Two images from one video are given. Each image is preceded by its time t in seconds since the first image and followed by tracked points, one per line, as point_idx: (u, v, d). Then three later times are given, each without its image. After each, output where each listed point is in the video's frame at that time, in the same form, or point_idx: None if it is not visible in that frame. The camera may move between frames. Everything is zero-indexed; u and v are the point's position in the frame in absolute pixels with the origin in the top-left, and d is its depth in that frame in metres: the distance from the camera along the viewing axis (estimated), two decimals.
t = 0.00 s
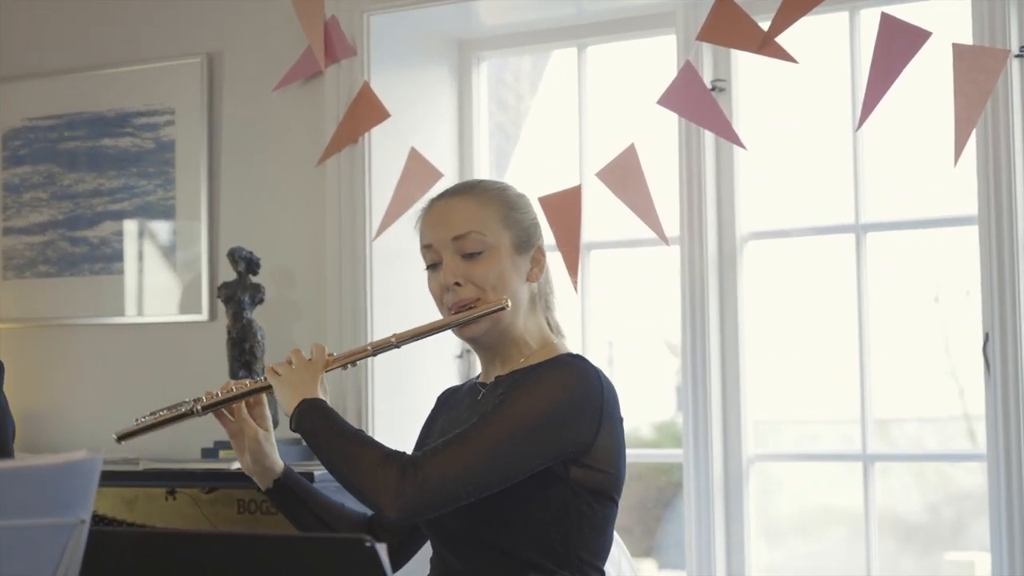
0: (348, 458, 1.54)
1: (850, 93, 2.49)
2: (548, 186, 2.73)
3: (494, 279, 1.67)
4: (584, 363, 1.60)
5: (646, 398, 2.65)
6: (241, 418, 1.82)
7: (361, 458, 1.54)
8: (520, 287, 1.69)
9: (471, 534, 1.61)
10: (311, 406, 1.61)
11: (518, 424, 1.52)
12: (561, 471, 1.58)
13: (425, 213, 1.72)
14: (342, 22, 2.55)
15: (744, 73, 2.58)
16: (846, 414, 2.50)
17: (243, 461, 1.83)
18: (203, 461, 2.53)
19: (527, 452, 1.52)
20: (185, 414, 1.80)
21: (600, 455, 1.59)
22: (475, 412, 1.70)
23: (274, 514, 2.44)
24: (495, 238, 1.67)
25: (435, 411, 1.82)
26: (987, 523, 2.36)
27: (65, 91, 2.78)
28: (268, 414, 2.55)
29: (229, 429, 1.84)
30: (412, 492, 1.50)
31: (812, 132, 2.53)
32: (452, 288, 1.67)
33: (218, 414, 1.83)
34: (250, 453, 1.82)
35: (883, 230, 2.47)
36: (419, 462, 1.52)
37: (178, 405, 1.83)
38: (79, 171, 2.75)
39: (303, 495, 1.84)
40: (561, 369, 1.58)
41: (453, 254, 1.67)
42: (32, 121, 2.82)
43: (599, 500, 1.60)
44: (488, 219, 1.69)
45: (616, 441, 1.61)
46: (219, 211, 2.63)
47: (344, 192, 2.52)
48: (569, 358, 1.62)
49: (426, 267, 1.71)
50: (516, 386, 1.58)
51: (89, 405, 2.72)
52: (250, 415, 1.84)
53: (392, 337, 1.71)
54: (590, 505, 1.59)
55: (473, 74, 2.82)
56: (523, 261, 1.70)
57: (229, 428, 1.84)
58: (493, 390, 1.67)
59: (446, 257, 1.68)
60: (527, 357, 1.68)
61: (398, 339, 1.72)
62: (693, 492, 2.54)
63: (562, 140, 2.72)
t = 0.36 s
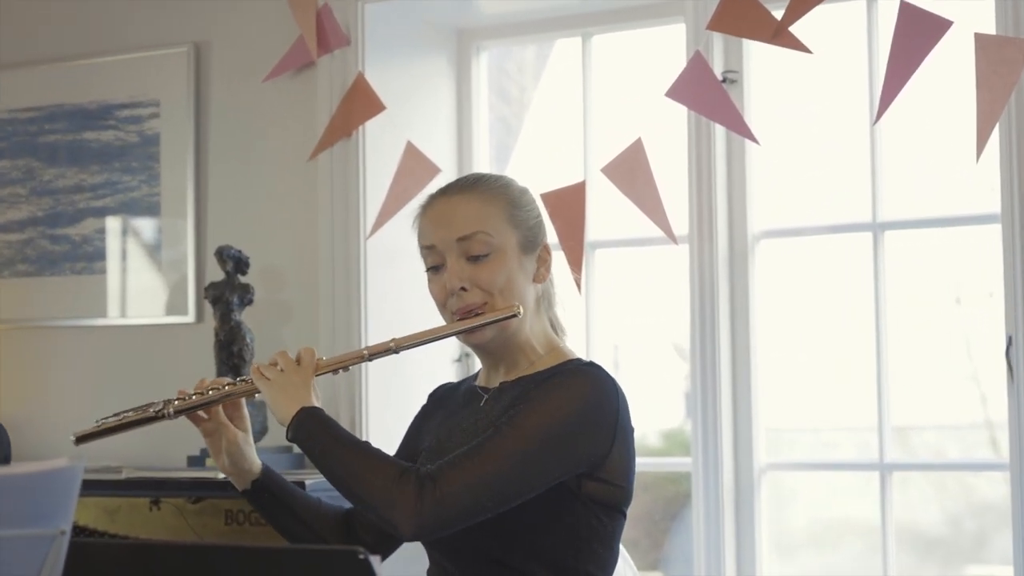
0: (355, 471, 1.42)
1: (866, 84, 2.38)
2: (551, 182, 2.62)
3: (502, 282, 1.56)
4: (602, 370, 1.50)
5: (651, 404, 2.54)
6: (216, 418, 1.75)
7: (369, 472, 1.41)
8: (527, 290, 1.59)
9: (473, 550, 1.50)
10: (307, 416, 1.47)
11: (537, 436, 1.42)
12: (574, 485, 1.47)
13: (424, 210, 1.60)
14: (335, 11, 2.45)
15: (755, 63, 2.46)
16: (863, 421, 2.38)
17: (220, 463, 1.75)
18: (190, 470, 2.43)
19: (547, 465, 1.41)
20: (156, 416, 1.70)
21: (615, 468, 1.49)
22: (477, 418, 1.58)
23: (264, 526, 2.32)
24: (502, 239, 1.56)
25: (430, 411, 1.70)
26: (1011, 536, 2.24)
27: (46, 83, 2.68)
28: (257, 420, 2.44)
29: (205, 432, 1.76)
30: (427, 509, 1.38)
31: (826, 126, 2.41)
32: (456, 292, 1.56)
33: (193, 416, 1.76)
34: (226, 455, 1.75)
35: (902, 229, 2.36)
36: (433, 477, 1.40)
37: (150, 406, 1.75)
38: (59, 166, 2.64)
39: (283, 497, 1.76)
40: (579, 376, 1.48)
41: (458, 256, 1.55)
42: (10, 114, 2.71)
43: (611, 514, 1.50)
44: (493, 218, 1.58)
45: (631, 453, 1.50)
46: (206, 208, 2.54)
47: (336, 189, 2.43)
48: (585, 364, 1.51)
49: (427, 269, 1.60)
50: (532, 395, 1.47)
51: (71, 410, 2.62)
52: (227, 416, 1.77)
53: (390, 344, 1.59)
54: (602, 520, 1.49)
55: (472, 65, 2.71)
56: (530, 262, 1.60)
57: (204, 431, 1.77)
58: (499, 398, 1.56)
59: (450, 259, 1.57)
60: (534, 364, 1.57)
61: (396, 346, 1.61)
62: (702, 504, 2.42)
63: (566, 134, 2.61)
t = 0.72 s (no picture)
0: (366, 505, 1.41)
1: (879, 76, 2.27)
2: (549, 178, 2.52)
3: (500, 291, 1.54)
4: (607, 388, 1.51)
5: (652, 410, 2.44)
6: (191, 447, 1.74)
7: (384, 508, 1.40)
8: (523, 296, 1.58)
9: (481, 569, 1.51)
10: (304, 447, 1.46)
11: (551, 459, 1.43)
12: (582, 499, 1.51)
13: (413, 219, 1.57)
14: None
15: (762, 55, 2.36)
16: (875, 429, 2.27)
17: (196, 487, 1.76)
18: (171, 477, 2.34)
19: (562, 488, 1.43)
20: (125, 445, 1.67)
21: (622, 479, 1.52)
22: (474, 431, 1.58)
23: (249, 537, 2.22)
24: (498, 246, 1.55)
25: (419, 419, 1.71)
26: None
27: (26, 75, 2.66)
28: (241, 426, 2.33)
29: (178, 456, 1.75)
30: (449, 542, 1.38)
31: (836, 119, 2.31)
32: (454, 305, 1.54)
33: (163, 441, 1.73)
34: (203, 481, 1.75)
35: (914, 228, 2.25)
36: (451, 509, 1.40)
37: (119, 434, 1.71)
38: (36, 160, 2.63)
39: (260, 515, 1.78)
40: (587, 395, 1.49)
41: (454, 266, 1.53)
42: None
43: (618, 527, 1.53)
44: (487, 224, 1.56)
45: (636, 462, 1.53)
46: (190, 205, 2.51)
47: (325, 185, 2.36)
48: (590, 378, 1.52)
49: (418, 280, 1.58)
50: (538, 418, 1.48)
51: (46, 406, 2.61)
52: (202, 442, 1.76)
53: (384, 359, 1.58)
54: (610, 534, 1.52)
55: (467, 55, 2.61)
56: (524, 267, 1.59)
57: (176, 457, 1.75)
58: (499, 414, 1.56)
59: (445, 269, 1.55)
60: (533, 370, 1.59)
61: (390, 362, 1.58)
62: (705, 513, 2.32)
63: (565, 128, 2.51)
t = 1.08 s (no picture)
0: (362, 524, 1.37)
1: (903, 69, 2.20)
2: (563, 175, 2.46)
3: (505, 302, 1.48)
4: (614, 399, 1.45)
5: (669, 413, 2.38)
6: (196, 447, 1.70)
7: (379, 530, 1.37)
8: (530, 305, 1.51)
9: None
10: (304, 459, 1.42)
11: (553, 476, 1.37)
12: (593, 512, 1.45)
13: (416, 226, 1.51)
14: None
15: (783, 49, 2.29)
16: (899, 434, 2.20)
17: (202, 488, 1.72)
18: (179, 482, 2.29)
19: (566, 507, 1.37)
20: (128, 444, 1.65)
21: (635, 491, 1.45)
22: (484, 442, 1.53)
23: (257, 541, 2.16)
24: (503, 257, 1.48)
25: (433, 421, 1.67)
26: None
27: (29, 70, 2.62)
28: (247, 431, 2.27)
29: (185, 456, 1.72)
30: (445, 566, 1.34)
31: (858, 115, 2.24)
32: (457, 317, 1.49)
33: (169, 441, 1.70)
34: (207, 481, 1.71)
35: (940, 227, 2.17)
36: (447, 530, 1.36)
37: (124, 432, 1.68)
38: (38, 157, 2.59)
39: (270, 516, 1.74)
40: (592, 408, 1.43)
41: (457, 277, 1.47)
42: None
43: (634, 538, 1.47)
44: (491, 233, 1.49)
45: (650, 474, 1.46)
46: (196, 204, 2.46)
47: (335, 185, 2.30)
48: (598, 387, 1.46)
49: (422, 288, 1.52)
50: (542, 433, 1.42)
51: (50, 409, 2.57)
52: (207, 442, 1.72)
53: (387, 369, 1.52)
54: (625, 546, 1.46)
55: (480, 49, 2.56)
56: (532, 275, 1.52)
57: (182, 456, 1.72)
58: (507, 425, 1.51)
59: (448, 279, 1.48)
60: (543, 379, 1.53)
61: (393, 372, 1.53)
62: (725, 519, 2.26)
63: (581, 123, 2.45)
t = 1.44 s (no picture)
0: (347, 501, 1.35)
1: (911, 65, 2.18)
2: (568, 171, 2.45)
3: (508, 297, 1.45)
4: (612, 398, 1.41)
5: (675, 411, 2.37)
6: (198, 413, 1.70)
7: (363, 507, 1.35)
8: (535, 301, 1.48)
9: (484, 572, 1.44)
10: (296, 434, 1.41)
11: (543, 467, 1.34)
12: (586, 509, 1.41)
13: (426, 215, 1.49)
14: None
15: (790, 44, 2.28)
16: (906, 431, 2.18)
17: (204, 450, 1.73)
18: (180, 479, 2.24)
19: (553, 498, 1.34)
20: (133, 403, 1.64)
21: (629, 489, 1.42)
22: (484, 435, 1.52)
23: (260, 540, 2.15)
24: (508, 252, 1.46)
25: (440, 411, 1.65)
26: None
27: (30, 64, 2.60)
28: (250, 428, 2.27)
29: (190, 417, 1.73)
30: (424, 547, 1.32)
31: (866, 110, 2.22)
32: (459, 309, 1.46)
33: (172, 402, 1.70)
34: (208, 445, 1.72)
35: (947, 223, 2.16)
36: (430, 513, 1.34)
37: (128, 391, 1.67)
38: (41, 152, 2.59)
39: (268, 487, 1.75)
40: (589, 402, 1.40)
41: (460, 269, 1.45)
42: None
43: (629, 537, 1.43)
44: (500, 226, 1.47)
45: (646, 473, 1.43)
46: (200, 200, 2.45)
47: (338, 184, 2.29)
48: (596, 381, 1.43)
49: (428, 278, 1.50)
50: (537, 423, 1.39)
51: (50, 404, 2.55)
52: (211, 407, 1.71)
53: (385, 355, 1.51)
54: (619, 544, 1.42)
55: (486, 45, 2.55)
56: (539, 272, 1.49)
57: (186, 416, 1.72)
58: (506, 418, 1.50)
59: (451, 270, 1.46)
60: (544, 376, 1.50)
61: (391, 357, 1.51)
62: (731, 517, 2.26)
63: (586, 119, 2.44)
